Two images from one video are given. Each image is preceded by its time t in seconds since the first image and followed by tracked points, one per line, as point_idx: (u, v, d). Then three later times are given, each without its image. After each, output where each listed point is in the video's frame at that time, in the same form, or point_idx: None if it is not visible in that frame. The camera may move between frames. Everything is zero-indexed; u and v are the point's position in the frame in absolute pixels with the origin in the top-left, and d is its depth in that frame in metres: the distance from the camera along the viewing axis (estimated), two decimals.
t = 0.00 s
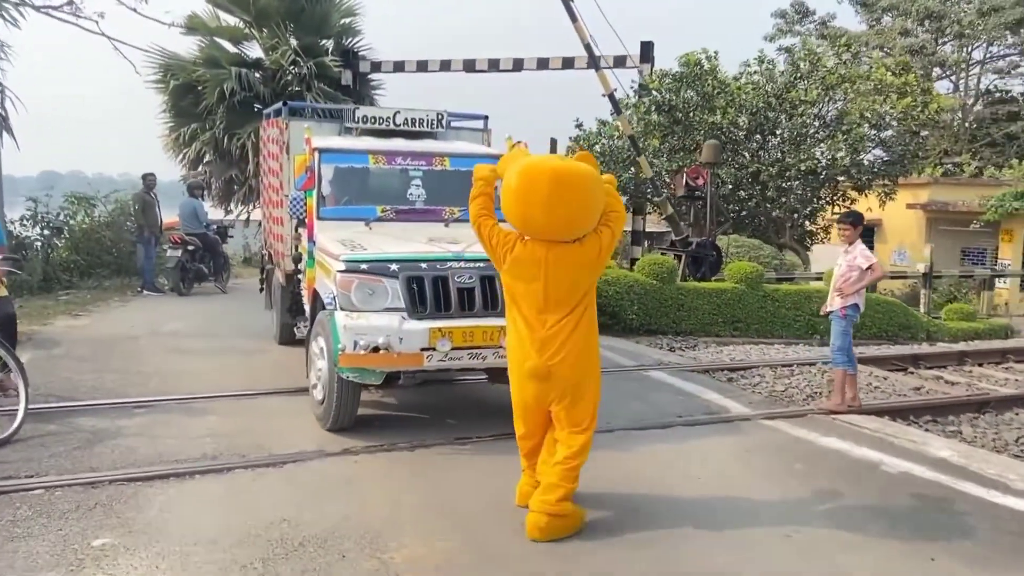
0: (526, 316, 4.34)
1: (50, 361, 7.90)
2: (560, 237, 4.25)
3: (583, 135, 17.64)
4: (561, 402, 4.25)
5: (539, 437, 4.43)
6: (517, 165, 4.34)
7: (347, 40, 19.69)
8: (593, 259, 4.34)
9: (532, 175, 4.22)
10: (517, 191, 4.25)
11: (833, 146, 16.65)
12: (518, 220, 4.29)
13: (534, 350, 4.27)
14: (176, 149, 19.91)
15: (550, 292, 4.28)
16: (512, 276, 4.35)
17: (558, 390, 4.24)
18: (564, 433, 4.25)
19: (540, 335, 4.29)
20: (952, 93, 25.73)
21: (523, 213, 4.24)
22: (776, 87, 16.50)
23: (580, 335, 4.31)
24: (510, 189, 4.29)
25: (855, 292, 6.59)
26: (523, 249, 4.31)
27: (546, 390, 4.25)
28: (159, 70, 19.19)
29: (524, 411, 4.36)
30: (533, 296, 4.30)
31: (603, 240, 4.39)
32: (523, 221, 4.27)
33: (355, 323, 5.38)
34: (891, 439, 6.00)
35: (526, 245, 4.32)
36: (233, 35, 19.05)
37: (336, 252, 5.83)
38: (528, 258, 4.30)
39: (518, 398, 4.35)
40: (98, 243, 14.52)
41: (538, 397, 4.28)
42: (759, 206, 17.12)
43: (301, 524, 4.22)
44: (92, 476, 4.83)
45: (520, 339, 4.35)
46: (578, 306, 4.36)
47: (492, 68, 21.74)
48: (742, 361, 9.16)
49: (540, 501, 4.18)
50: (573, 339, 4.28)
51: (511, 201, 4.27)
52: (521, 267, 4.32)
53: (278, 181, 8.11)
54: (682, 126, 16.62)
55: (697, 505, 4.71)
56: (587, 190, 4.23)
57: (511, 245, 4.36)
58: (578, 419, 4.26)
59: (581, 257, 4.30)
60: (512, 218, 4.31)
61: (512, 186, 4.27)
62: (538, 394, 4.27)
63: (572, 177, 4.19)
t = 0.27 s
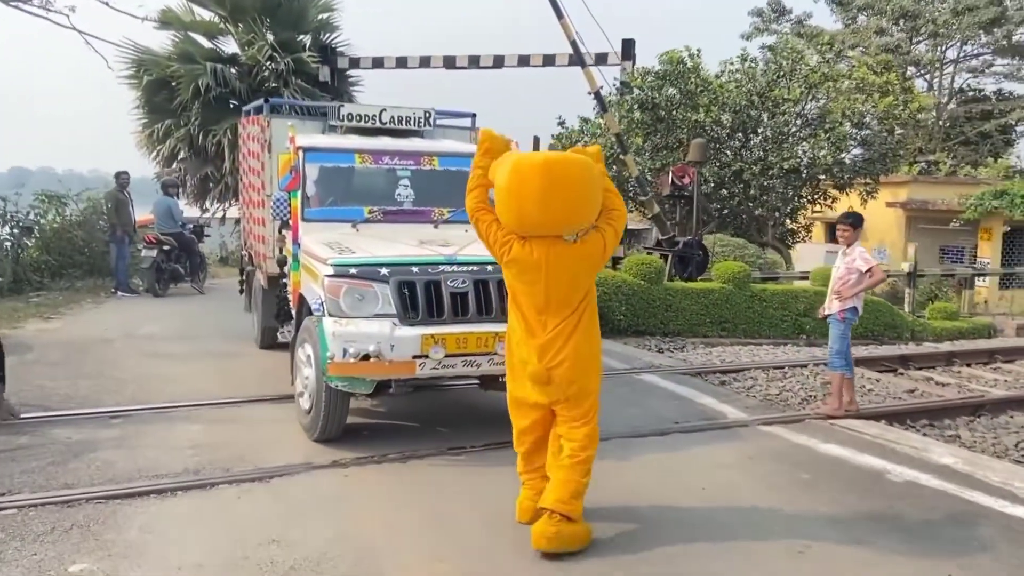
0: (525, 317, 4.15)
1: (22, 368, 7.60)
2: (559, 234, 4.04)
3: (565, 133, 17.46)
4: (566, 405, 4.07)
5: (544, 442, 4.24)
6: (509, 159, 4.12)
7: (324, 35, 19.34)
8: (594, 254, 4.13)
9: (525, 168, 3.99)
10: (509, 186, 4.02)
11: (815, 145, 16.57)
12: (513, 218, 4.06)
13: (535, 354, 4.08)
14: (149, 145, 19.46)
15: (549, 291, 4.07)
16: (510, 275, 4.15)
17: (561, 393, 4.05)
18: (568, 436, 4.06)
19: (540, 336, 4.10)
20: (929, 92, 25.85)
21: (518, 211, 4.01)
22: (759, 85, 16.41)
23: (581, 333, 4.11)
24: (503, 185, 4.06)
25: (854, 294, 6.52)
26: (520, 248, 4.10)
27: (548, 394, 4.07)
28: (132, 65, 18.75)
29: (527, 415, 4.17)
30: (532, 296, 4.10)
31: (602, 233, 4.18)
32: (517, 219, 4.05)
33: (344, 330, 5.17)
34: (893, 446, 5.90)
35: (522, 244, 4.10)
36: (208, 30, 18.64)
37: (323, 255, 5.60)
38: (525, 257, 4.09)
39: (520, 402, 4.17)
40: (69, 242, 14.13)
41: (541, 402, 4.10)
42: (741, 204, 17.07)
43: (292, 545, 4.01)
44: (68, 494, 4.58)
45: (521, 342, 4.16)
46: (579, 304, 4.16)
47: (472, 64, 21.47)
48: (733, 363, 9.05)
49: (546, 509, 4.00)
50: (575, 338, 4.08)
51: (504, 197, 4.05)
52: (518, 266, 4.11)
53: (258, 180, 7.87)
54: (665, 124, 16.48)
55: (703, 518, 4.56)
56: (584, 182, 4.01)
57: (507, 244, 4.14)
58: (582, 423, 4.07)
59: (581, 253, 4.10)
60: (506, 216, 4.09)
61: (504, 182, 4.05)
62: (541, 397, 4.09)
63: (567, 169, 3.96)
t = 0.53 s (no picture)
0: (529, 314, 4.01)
1: None
2: (570, 232, 3.91)
3: (549, 127, 17.35)
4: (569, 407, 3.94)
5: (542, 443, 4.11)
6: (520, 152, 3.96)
7: (303, 27, 19.04)
8: (603, 253, 4.01)
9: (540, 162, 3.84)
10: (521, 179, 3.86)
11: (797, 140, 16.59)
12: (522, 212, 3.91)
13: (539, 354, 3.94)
14: (123, 137, 19.04)
15: (557, 289, 3.94)
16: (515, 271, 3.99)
17: (565, 396, 3.93)
18: (571, 439, 3.93)
19: (545, 338, 3.97)
20: (906, 88, 26.02)
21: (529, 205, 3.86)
22: (742, 80, 16.41)
23: (586, 335, 4.00)
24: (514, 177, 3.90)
25: (852, 291, 6.48)
26: (528, 243, 3.94)
27: (551, 395, 3.93)
28: (105, 56, 18.34)
29: (527, 416, 4.02)
30: (538, 294, 3.96)
31: (612, 233, 4.07)
32: (527, 214, 3.90)
33: (340, 329, 5.02)
34: (893, 445, 5.86)
35: (531, 239, 3.95)
36: (183, 20, 18.27)
37: (317, 252, 5.44)
38: (533, 253, 3.94)
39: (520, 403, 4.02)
40: (42, 237, 13.79)
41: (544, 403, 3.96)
42: (724, 199, 17.08)
43: (292, 554, 3.86)
44: (54, 501, 4.40)
45: (523, 339, 4.02)
46: (585, 303, 4.05)
47: (453, 57, 21.27)
48: (724, 359, 9.00)
49: (548, 520, 3.88)
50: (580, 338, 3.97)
51: (514, 190, 3.89)
52: (524, 262, 3.96)
53: (244, 174, 7.68)
54: (649, 118, 16.41)
55: (711, 522, 4.48)
56: (598, 179, 3.88)
57: (514, 238, 3.98)
58: (586, 426, 3.95)
59: (592, 252, 3.97)
60: (515, 210, 3.93)
61: (516, 176, 3.88)
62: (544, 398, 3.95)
63: (584, 166, 3.82)
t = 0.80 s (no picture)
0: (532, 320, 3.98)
1: None
2: (571, 235, 3.87)
3: (534, 118, 17.28)
4: (574, 413, 3.90)
5: (548, 451, 4.08)
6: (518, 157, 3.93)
7: (284, 14, 18.78)
8: (606, 256, 3.98)
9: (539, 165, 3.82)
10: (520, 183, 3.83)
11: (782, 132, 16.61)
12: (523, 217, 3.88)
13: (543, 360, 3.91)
14: (100, 126, 18.72)
15: (560, 293, 3.91)
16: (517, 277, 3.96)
17: (571, 405, 3.89)
18: (577, 448, 3.90)
19: (549, 346, 3.93)
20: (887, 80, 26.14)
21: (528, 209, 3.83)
22: (728, 71, 16.39)
23: (590, 341, 3.96)
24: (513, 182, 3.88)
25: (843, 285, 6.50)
26: (530, 248, 3.92)
27: (557, 404, 3.90)
28: (82, 43, 18.02)
29: (532, 424, 3.99)
30: (541, 300, 3.93)
31: (614, 235, 4.04)
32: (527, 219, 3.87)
33: (334, 326, 4.96)
34: (885, 438, 5.90)
35: (532, 244, 3.92)
36: (162, 6, 17.98)
37: (309, 247, 5.36)
38: (534, 257, 3.91)
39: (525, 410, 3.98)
40: (21, 227, 13.57)
41: (548, 410, 3.92)
42: (709, 190, 17.10)
43: (291, 554, 3.82)
44: (44, 500, 4.31)
45: (526, 346, 3.98)
46: (590, 307, 4.01)
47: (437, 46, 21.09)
48: (714, 352, 9.01)
49: (553, 529, 3.85)
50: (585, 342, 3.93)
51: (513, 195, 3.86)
52: (526, 268, 3.93)
53: (230, 167, 7.57)
54: (634, 110, 16.37)
55: (711, 518, 4.47)
56: (598, 181, 3.84)
57: (515, 244, 3.95)
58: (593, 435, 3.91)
59: (593, 255, 3.94)
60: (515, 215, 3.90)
61: (514, 179, 3.85)
62: (548, 404, 3.91)
63: (583, 168, 3.79)
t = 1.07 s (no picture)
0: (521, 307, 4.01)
1: None
2: (563, 222, 3.94)
3: (522, 111, 17.30)
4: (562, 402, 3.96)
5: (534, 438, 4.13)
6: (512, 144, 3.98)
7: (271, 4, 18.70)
8: (596, 245, 4.04)
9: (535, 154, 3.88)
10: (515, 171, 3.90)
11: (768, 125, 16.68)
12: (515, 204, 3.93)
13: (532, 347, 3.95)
14: (86, 116, 18.58)
15: (550, 281, 3.97)
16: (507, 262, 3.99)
17: (559, 394, 3.94)
18: (565, 438, 3.96)
19: (539, 334, 3.98)
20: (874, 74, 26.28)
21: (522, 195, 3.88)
22: (716, 65, 16.45)
23: (580, 330, 4.03)
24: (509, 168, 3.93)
25: (826, 278, 6.58)
26: (521, 234, 3.97)
27: (545, 393, 3.94)
28: (67, 32, 17.88)
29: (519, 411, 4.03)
30: (531, 287, 3.98)
31: (604, 225, 4.11)
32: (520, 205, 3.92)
33: (322, 317, 4.99)
34: (867, 429, 5.99)
35: (524, 230, 3.97)
36: None
37: (297, 239, 5.38)
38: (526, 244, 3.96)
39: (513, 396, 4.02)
40: (6, 219, 13.50)
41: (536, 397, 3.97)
42: (696, 184, 17.21)
43: (280, 542, 3.86)
44: (33, 489, 4.34)
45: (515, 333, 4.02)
46: (579, 296, 4.07)
47: (424, 37, 21.05)
48: (699, 344, 9.09)
49: (539, 517, 3.91)
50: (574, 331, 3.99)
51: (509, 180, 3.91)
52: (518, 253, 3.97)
53: (218, 158, 7.57)
54: (622, 103, 16.42)
55: (695, 507, 4.53)
56: (591, 171, 3.92)
57: (506, 230, 3.99)
58: (580, 425, 3.98)
59: (584, 244, 4.01)
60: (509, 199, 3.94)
61: (507, 165, 3.92)
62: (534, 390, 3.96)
63: (576, 156, 3.86)
